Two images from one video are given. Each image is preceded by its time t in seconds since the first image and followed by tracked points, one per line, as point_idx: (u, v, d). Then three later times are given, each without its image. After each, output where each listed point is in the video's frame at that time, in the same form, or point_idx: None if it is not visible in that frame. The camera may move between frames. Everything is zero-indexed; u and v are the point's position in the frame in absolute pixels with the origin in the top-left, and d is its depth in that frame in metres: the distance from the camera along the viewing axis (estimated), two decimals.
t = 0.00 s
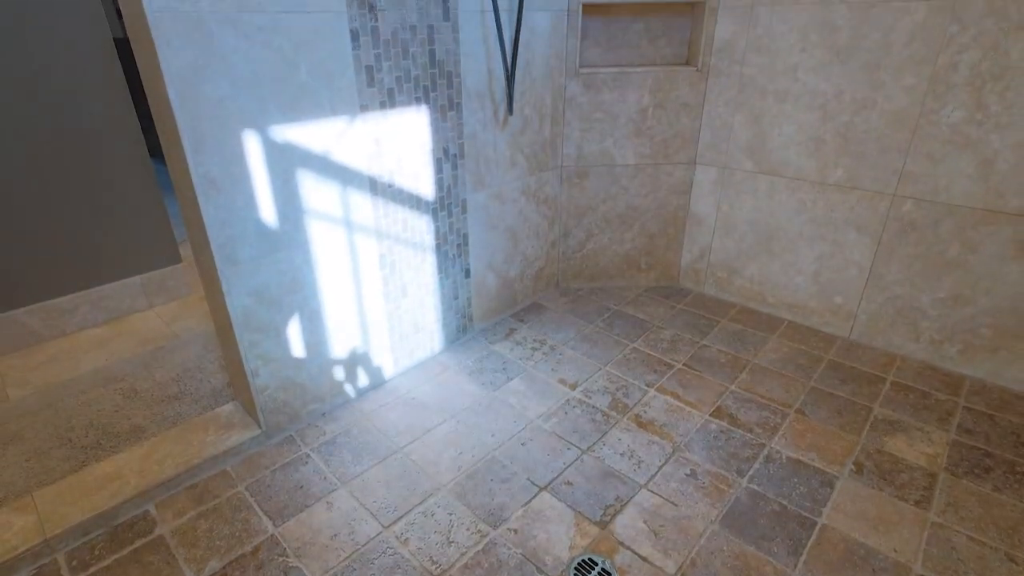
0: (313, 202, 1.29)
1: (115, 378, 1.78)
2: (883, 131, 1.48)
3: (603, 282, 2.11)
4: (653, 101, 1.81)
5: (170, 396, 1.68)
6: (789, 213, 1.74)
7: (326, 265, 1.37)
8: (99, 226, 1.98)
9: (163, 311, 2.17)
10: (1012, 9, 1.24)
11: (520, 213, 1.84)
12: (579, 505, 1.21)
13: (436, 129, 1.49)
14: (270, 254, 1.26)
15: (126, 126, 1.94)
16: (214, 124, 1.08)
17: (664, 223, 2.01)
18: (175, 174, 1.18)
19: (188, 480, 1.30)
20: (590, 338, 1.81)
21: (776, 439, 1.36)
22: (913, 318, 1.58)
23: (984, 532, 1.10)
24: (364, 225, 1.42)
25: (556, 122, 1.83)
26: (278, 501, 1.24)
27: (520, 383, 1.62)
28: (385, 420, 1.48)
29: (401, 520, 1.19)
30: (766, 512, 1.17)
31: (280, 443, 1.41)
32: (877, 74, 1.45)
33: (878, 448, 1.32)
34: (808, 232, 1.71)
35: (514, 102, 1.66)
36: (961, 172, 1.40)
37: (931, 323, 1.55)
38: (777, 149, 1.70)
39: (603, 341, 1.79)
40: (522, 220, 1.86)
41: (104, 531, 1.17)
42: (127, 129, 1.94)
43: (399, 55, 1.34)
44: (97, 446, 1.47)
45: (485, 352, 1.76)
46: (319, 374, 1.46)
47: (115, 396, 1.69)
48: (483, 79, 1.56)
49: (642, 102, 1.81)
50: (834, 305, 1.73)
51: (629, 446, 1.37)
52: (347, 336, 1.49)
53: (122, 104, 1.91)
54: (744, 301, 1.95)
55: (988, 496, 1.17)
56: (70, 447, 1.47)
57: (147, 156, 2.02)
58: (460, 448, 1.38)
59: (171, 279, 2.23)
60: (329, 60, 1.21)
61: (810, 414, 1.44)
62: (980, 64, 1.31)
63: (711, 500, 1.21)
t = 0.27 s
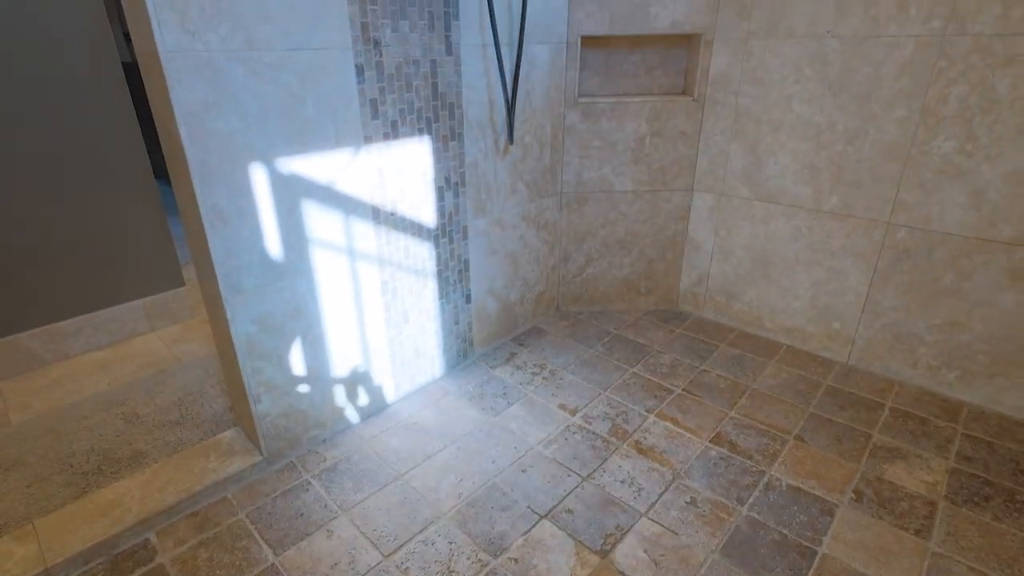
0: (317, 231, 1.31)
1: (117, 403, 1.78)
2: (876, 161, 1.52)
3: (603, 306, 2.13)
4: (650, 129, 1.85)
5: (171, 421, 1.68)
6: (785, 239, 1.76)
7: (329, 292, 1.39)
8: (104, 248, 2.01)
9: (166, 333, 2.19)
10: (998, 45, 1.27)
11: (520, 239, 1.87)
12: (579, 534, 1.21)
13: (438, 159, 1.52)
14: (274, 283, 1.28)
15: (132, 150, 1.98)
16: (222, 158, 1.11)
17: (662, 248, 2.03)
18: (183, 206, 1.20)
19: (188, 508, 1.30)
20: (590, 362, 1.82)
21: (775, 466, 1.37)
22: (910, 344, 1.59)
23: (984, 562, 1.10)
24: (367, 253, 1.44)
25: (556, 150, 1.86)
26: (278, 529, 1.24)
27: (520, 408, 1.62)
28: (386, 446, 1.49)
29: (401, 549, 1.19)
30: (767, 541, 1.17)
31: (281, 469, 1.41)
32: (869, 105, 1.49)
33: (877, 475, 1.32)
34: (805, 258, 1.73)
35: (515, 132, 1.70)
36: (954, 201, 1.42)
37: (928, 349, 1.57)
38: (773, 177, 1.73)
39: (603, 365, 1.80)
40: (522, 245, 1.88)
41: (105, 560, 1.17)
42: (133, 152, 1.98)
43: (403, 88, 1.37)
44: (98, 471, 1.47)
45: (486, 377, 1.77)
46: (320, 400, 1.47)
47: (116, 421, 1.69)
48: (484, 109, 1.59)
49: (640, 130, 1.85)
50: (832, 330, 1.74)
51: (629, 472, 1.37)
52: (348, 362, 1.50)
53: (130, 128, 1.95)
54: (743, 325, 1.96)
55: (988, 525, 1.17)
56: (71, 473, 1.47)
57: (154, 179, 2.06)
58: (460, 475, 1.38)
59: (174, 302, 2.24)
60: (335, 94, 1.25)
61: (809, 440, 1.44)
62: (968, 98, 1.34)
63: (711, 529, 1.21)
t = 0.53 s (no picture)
0: (318, 261, 1.33)
1: (116, 429, 1.78)
2: (870, 191, 1.54)
3: (602, 331, 2.14)
4: (647, 157, 1.88)
5: (170, 447, 1.68)
6: (781, 266, 1.78)
7: (329, 320, 1.40)
8: (108, 273, 2.03)
9: (166, 358, 2.19)
10: (985, 79, 1.31)
11: (519, 265, 1.88)
12: (578, 566, 1.20)
13: (438, 188, 1.54)
14: (275, 312, 1.29)
15: (135, 175, 2.00)
16: (226, 192, 1.13)
17: (660, 273, 2.05)
18: (186, 237, 1.22)
19: (185, 539, 1.29)
20: (589, 389, 1.82)
21: (775, 495, 1.36)
22: (908, 371, 1.60)
23: None
24: (368, 281, 1.45)
25: (555, 178, 1.89)
26: (276, 561, 1.23)
27: (519, 436, 1.62)
28: (385, 475, 1.48)
29: None
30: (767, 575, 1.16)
31: (279, 499, 1.41)
32: (862, 136, 1.52)
33: (877, 505, 1.32)
34: (802, 285, 1.75)
35: (514, 161, 1.73)
36: (947, 232, 1.44)
37: (925, 376, 1.57)
38: (769, 205, 1.75)
39: (602, 392, 1.81)
40: (521, 272, 1.90)
41: None
42: (137, 177, 2.00)
43: (404, 121, 1.40)
44: (95, 499, 1.47)
45: (485, 404, 1.77)
46: (320, 428, 1.47)
47: (115, 448, 1.69)
48: (484, 139, 1.62)
49: (637, 158, 1.88)
50: (829, 356, 1.75)
51: (629, 502, 1.37)
52: (348, 390, 1.51)
53: (134, 153, 1.97)
54: (741, 350, 1.97)
55: (989, 558, 1.17)
56: (69, 501, 1.47)
57: (156, 204, 2.08)
58: (459, 505, 1.38)
59: (175, 326, 2.26)
60: (337, 128, 1.27)
61: (809, 469, 1.44)
62: (958, 130, 1.37)
63: (710, 561, 1.20)
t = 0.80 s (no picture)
0: (319, 290, 1.34)
1: (115, 455, 1.78)
2: (864, 219, 1.56)
3: (601, 356, 2.14)
4: (645, 185, 1.90)
5: (168, 474, 1.67)
6: (779, 293, 1.79)
7: (330, 348, 1.41)
8: (112, 297, 2.05)
9: (166, 382, 2.20)
10: (975, 112, 1.34)
11: (519, 291, 1.90)
12: None
13: (438, 217, 1.56)
14: (276, 341, 1.30)
15: (139, 199, 2.02)
16: (229, 224, 1.15)
17: (659, 298, 2.06)
18: (190, 268, 1.24)
19: (182, 571, 1.28)
20: (589, 415, 1.82)
21: (775, 525, 1.36)
22: (907, 398, 1.60)
23: None
24: (368, 309, 1.46)
25: (554, 205, 1.91)
26: None
27: (519, 463, 1.62)
28: (383, 504, 1.48)
29: None
30: None
31: (277, 528, 1.40)
32: (855, 166, 1.54)
33: (878, 536, 1.31)
34: (799, 311, 1.76)
35: (513, 190, 1.75)
36: (941, 260, 1.46)
37: (924, 403, 1.58)
38: (766, 232, 1.77)
39: (602, 418, 1.81)
40: (521, 297, 1.91)
41: None
42: (141, 201, 2.03)
43: (405, 152, 1.43)
44: (93, 528, 1.46)
45: (484, 430, 1.77)
46: (319, 456, 1.47)
47: (113, 474, 1.68)
48: (484, 169, 1.65)
49: (635, 185, 1.90)
50: (828, 383, 1.75)
51: (629, 532, 1.36)
52: (347, 417, 1.51)
53: (134, 162, 1.99)
54: (741, 376, 1.97)
55: None
56: (66, 529, 1.46)
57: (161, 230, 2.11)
58: (459, 534, 1.37)
59: (175, 350, 2.26)
60: (340, 160, 1.30)
61: (810, 498, 1.43)
62: (950, 161, 1.39)
63: None
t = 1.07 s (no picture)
0: (321, 320, 1.35)
1: (114, 481, 1.77)
2: (861, 248, 1.58)
3: (601, 381, 2.15)
4: (644, 212, 1.93)
5: (167, 502, 1.66)
6: (778, 319, 1.80)
7: (331, 377, 1.42)
8: (114, 321, 2.08)
9: (166, 406, 2.20)
10: (967, 145, 1.36)
11: (519, 317, 1.91)
12: None
13: (439, 244, 1.58)
14: (278, 371, 1.30)
15: (142, 218, 2.07)
16: (234, 256, 1.17)
17: (659, 323, 2.07)
18: (193, 300, 1.25)
19: None
20: (589, 441, 1.82)
21: (777, 556, 1.35)
22: (907, 426, 1.60)
23: None
24: (369, 338, 1.47)
25: (554, 232, 1.93)
26: None
27: (519, 491, 1.61)
28: (383, 533, 1.47)
29: None
30: None
31: (276, 559, 1.39)
32: (852, 195, 1.56)
33: (881, 568, 1.30)
34: (798, 338, 1.77)
35: (513, 218, 1.77)
36: (938, 289, 1.47)
37: (925, 432, 1.57)
38: (764, 258, 1.79)
39: (602, 444, 1.80)
40: (521, 323, 1.92)
41: None
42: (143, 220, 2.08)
43: (408, 183, 1.45)
44: (90, 558, 1.45)
45: (484, 457, 1.76)
46: (319, 485, 1.47)
47: (112, 502, 1.68)
48: (484, 197, 1.67)
49: (634, 213, 1.93)
50: (828, 410, 1.75)
51: (630, 563, 1.35)
52: (347, 445, 1.51)
53: (133, 157, 2.00)
54: (741, 402, 1.97)
55: None
56: (63, 559, 1.45)
57: (162, 251, 2.15)
58: (458, 566, 1.36)
59: (175, 374, 2.27)
60: (344, 192, 1.32)
61: (812, 528, 1.43)
62: (944, 193, 1.42)
63: None
